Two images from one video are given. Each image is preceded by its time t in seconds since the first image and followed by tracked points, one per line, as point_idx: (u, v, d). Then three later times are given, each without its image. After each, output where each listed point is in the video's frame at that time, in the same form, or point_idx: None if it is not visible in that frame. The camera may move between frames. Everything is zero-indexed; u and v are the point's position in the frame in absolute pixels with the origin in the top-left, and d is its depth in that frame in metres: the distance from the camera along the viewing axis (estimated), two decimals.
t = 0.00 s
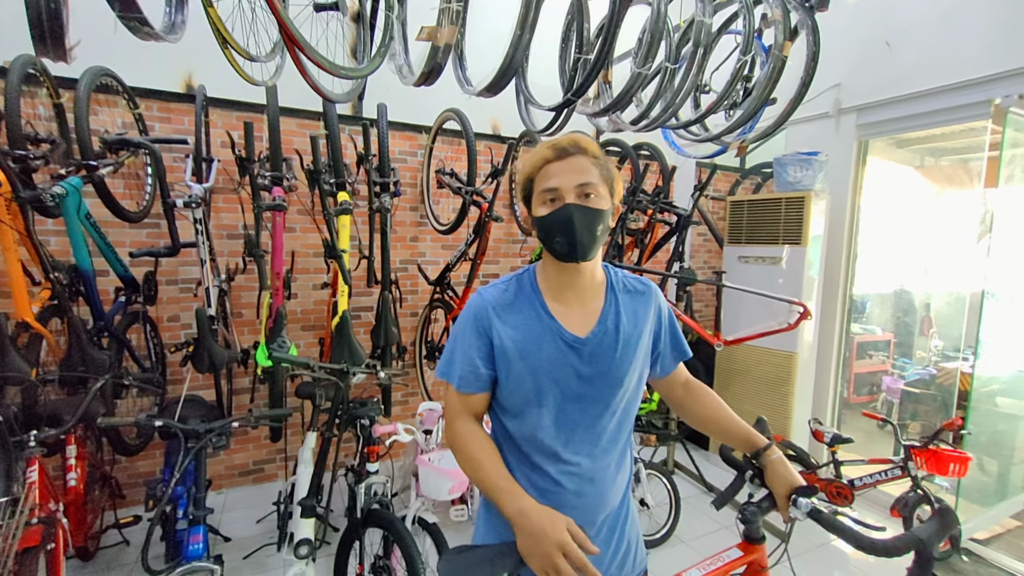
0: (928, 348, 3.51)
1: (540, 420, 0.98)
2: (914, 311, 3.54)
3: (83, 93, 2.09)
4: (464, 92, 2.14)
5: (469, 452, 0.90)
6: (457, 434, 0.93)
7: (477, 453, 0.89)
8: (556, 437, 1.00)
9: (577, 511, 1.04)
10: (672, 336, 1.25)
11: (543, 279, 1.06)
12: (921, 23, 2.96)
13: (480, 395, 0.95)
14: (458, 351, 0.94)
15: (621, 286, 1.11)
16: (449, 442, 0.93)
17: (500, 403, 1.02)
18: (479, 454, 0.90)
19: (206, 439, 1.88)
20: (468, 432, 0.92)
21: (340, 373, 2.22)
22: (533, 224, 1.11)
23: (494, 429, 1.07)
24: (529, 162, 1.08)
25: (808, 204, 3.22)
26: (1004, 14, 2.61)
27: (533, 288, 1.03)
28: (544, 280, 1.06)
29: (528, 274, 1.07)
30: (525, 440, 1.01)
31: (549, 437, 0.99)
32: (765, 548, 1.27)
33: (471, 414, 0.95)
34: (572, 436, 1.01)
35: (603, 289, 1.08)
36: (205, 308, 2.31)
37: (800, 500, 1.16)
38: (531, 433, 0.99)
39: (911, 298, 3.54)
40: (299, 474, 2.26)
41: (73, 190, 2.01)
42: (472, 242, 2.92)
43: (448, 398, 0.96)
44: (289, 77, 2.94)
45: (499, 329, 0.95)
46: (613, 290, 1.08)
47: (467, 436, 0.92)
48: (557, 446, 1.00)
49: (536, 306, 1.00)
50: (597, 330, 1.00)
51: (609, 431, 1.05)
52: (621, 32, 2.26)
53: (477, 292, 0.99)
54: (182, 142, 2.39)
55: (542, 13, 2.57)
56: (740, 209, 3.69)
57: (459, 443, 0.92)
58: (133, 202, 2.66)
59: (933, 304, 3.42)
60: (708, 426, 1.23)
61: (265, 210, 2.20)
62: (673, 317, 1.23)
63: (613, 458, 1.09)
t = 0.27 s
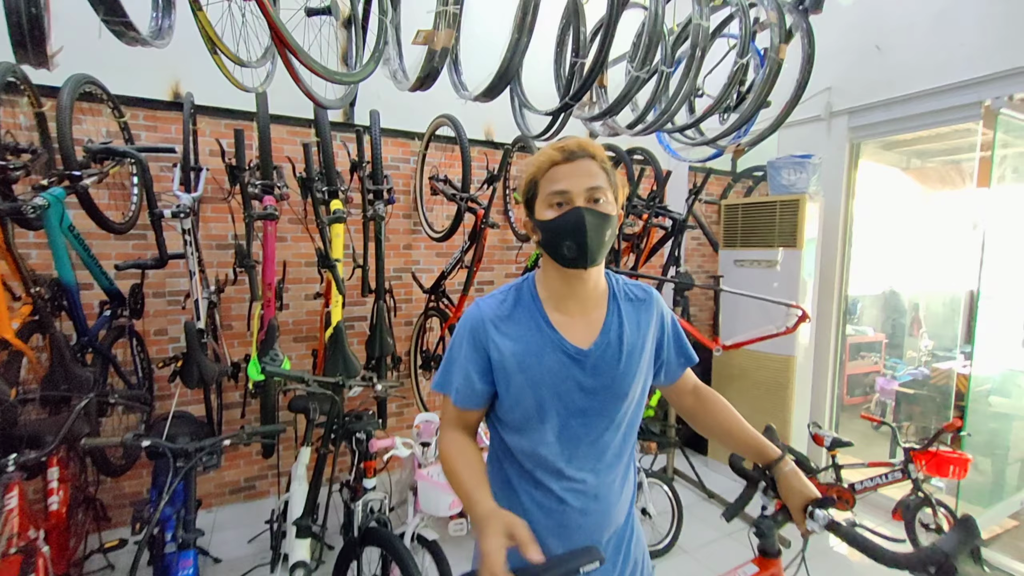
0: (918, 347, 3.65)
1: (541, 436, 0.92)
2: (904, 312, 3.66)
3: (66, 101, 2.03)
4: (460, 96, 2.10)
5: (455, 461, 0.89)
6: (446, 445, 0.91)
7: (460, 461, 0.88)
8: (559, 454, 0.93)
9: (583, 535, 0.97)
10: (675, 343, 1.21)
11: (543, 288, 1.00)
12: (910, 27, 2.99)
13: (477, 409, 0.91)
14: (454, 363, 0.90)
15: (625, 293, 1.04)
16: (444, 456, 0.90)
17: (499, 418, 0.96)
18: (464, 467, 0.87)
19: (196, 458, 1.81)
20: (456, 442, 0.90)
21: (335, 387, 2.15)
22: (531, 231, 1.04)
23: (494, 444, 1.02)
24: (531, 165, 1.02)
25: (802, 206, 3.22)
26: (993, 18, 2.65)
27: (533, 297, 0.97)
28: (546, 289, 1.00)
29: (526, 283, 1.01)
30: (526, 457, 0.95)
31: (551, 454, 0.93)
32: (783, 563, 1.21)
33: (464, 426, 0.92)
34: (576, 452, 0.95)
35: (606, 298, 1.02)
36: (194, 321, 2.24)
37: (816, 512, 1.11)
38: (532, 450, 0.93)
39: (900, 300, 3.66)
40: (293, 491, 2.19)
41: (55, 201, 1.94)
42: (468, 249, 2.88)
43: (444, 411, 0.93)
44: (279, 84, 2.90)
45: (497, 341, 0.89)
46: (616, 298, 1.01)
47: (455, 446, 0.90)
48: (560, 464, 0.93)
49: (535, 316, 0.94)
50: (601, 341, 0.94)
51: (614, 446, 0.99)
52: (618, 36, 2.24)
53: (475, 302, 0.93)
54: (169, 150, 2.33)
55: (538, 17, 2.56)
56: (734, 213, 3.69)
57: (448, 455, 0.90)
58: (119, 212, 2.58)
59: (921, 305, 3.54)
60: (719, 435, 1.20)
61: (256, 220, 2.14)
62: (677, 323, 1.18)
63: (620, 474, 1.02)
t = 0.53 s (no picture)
0: (905, 349, 3.71)
1: (535, 446, 0.84)
2: (892, 312, 3.71)
3: (46, 95, 1.95)
4: (458, 95, 2.04)
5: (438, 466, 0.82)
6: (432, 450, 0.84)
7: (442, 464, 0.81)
8: (556, 465, 0.86)
9: (580, 549, 0.90)
10: (676, 347, 1.13)
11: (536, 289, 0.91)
12: (904, 32, 3.01)
13: (468, 417, 0.83)
14: (444, 368, 0.83)
15: (621, 295, 0.96)
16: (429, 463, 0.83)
17: (492, 427, 0.89)
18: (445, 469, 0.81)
19: (184, 467, 1.74)
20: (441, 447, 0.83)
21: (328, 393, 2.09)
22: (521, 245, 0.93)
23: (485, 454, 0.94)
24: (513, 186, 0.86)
25: (797, 209, 3.23)
26: (985, 24, 2.67)
27: (526, 298, 0.89)
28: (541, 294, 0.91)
29: (519, 286, 0.92)
30: (519, 468, 0.87)
31: (547, 465, 0.85)
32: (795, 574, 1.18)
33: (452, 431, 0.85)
34: (574, 463, 0.87)
35: (602, 301, 0.94)
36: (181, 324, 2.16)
37: (829, 521, 1.07)
38: (526, 462, 0.86)
39: (887, 301, 3.71)
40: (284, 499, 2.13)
41: (34, 199, 1.86)
42: (463, 250, 2.83)
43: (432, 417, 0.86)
44: (269, 81, 2.83)
45: (488, 344, 0.81)
46: (613, 300, 0.94)
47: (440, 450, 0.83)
48: (557, 476, 0.86)
49: (529, 318, 0.86)
50: (597, 346, 0.86)
51: (614, 455, 0.91)
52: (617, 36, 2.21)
53: (467, 303, 0.86)
54: (155, 147, 2.25)
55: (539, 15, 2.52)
56: (729, 215, 3.69)
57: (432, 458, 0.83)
58: (101, 211, 2.49)
59: (908, 306, 3.60)
60: (726, 441, 1.14)
61: (245, 220, 2.07)
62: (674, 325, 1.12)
63: (620, 484, 0.95)
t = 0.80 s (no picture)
0: (897, 341, 3.73)
1: (534, 462, 0.81)
2: (882, 306, 3.72)
3: (24, 107, 1.89)
4: (450, 98, 2.01)
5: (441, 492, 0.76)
6: (434, 473, 0.78)
7: (449, 491, 0.75)
8: (555, 481, 0.82)
9: (582, 568, 0.86)
10: (673, 354, 1.11)
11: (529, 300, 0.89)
12: (890, 27, 3.03)
13: (465, 435, 0.79)
14: (436, 385, 0.78)
15: (616, 303, 0.93)
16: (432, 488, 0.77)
17: (488, 443, 0.84)
18: (454, 495, 0.75)
19: (177, 488, 1.69)
20: (445, 470, 0.77)
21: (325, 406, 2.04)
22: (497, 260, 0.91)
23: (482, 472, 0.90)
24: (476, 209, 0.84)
25: (790, 206, 3.23)
26: (970, 18, 2.70)
27: (518, 310, 0.86)
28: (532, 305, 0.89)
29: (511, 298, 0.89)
30: (518, 486, 0.83)
31: (546, 482, 0.81)
32: None
33: (456, 452, 0.79)
34: (574, 478, 0.83)
35: (595, 309, 0.92)
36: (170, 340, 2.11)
37: (842, 524, 1.02)
38: (525, 479, 0.82)
39: (879, 295, 3.71)
40: (282, 516, 2.08)
41: (14, 216, 1.80)
42: (458, 255, 2.79)
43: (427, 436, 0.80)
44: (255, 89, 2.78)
45: (483, 358, 0.77)
46: (607, 308, 0.91)
47: (445, 474, 0.77)
48: (556, 493, 0.82)
49: (523, 330, 0.83)
50: (593, 356, 0.84)
51: (614, 467, 0.87)
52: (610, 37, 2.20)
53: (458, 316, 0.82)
54: (140, 159, 2.20)
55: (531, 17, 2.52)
56: (722, 214, 3.69)
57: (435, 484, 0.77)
58: (85, 225, 2.43)
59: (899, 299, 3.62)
60: (734, 445, 1.12)
61: (235, 231, 2.02)
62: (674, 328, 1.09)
63: (621, 497, 0.91)
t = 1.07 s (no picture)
0: (897, 347, 3.62)
1: (540, 469, 0.79)
2: (882, 311, 3.66)
3: (27, 105, 1.87)
4: (457, 100, 2.00)
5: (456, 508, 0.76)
6: (446, 488, 0.77)
7: (466, 510, 0.76)
8: (563, 488, 0.80)
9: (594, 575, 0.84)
10: (684, 352, 1.08)
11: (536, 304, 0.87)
12: (896, 32, 3.03)
13: (471, 443, 0.77)
14: (441, 392, 0.76)
15: (626, 305, 0.91)
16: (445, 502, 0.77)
17: (494, 450, 0.83)
18: (470, 515, 0.76)
19: (178, 491, 1.66)
20: (459, 486, 0.76)
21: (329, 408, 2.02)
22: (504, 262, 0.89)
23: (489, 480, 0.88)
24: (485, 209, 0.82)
25: (795, 210, 3.22)
26: (977, 23, 2.69)
27: (526, 316, 0.84)
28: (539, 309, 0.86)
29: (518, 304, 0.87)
30: (524, 493, 0.81)
31: (553, 489, 0.80)
32: None
33: (470, 465, 0.78)
34: (581, 485, 0.81)
35: (602, 311, 0.89)
36: (173, 341, 2.08)
37: (860, 533, 1.02)
38: (531, 486, 0.80)
39: (880, 300, 3.67)
40: (284, 519, 2.06)
41: (16, 214, 1.78)
42: (462, 257, 2.78)
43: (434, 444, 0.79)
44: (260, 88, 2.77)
45: (488, 363, 0.76)
46: (615, 312, 0.88)
47: (458, 490, 0.76)
48: (565, 500, 0.80)
49: (530, 335, 0.81)
50: (601, 362, 0.82)
51: (624, 474, 0.85)
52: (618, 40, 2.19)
53: (465, 321, 0.80)
54: (144, 157, 2.19)
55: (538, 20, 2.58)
56: (726, 218, 3.68)
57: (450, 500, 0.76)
58: (87, 225, 2.42)
59: (899, 305, 3.55)
60: (747, 453, 1.09)
61: (239, 232, 2.00)
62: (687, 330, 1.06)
63: (631, 504, 0.89)
